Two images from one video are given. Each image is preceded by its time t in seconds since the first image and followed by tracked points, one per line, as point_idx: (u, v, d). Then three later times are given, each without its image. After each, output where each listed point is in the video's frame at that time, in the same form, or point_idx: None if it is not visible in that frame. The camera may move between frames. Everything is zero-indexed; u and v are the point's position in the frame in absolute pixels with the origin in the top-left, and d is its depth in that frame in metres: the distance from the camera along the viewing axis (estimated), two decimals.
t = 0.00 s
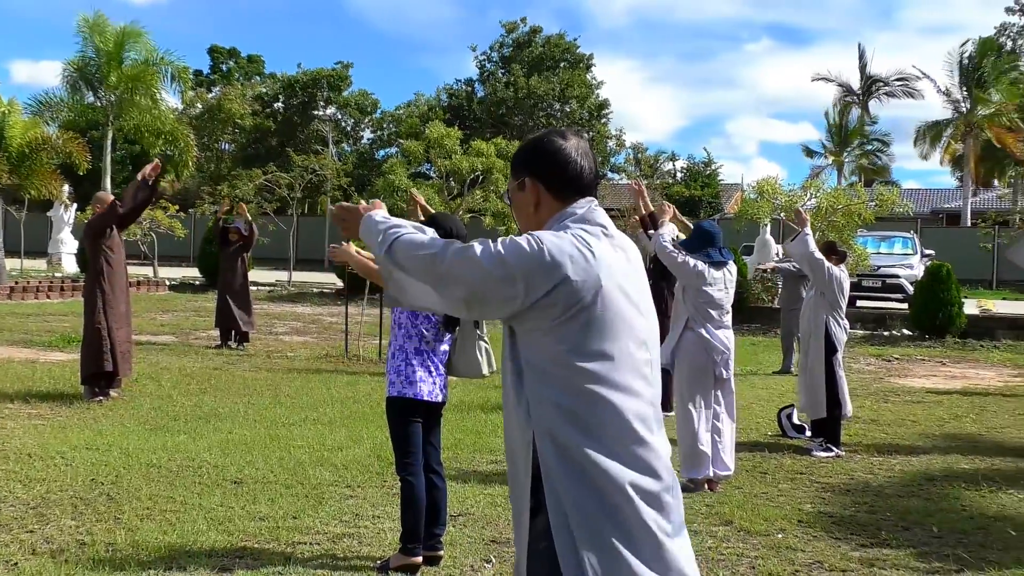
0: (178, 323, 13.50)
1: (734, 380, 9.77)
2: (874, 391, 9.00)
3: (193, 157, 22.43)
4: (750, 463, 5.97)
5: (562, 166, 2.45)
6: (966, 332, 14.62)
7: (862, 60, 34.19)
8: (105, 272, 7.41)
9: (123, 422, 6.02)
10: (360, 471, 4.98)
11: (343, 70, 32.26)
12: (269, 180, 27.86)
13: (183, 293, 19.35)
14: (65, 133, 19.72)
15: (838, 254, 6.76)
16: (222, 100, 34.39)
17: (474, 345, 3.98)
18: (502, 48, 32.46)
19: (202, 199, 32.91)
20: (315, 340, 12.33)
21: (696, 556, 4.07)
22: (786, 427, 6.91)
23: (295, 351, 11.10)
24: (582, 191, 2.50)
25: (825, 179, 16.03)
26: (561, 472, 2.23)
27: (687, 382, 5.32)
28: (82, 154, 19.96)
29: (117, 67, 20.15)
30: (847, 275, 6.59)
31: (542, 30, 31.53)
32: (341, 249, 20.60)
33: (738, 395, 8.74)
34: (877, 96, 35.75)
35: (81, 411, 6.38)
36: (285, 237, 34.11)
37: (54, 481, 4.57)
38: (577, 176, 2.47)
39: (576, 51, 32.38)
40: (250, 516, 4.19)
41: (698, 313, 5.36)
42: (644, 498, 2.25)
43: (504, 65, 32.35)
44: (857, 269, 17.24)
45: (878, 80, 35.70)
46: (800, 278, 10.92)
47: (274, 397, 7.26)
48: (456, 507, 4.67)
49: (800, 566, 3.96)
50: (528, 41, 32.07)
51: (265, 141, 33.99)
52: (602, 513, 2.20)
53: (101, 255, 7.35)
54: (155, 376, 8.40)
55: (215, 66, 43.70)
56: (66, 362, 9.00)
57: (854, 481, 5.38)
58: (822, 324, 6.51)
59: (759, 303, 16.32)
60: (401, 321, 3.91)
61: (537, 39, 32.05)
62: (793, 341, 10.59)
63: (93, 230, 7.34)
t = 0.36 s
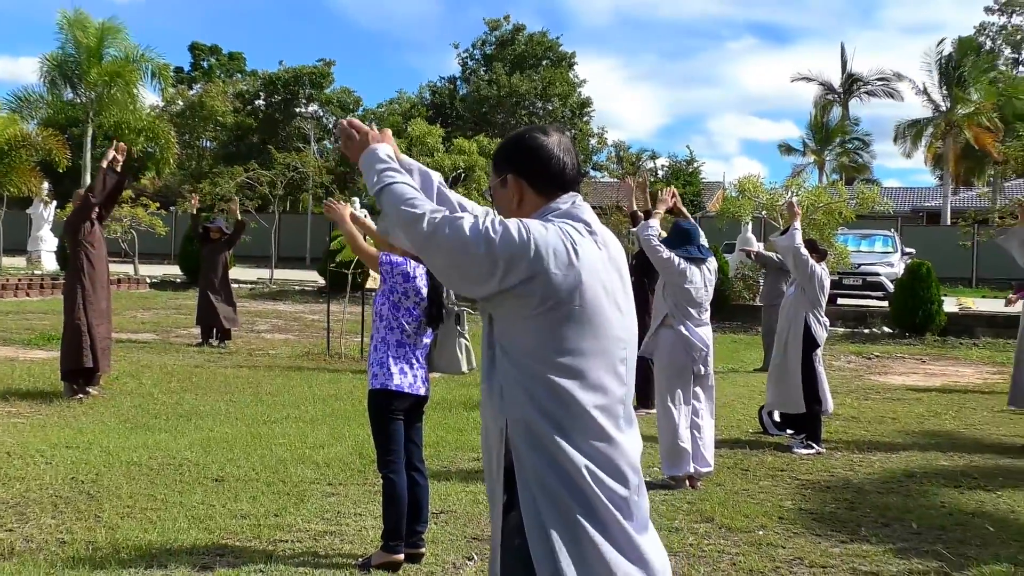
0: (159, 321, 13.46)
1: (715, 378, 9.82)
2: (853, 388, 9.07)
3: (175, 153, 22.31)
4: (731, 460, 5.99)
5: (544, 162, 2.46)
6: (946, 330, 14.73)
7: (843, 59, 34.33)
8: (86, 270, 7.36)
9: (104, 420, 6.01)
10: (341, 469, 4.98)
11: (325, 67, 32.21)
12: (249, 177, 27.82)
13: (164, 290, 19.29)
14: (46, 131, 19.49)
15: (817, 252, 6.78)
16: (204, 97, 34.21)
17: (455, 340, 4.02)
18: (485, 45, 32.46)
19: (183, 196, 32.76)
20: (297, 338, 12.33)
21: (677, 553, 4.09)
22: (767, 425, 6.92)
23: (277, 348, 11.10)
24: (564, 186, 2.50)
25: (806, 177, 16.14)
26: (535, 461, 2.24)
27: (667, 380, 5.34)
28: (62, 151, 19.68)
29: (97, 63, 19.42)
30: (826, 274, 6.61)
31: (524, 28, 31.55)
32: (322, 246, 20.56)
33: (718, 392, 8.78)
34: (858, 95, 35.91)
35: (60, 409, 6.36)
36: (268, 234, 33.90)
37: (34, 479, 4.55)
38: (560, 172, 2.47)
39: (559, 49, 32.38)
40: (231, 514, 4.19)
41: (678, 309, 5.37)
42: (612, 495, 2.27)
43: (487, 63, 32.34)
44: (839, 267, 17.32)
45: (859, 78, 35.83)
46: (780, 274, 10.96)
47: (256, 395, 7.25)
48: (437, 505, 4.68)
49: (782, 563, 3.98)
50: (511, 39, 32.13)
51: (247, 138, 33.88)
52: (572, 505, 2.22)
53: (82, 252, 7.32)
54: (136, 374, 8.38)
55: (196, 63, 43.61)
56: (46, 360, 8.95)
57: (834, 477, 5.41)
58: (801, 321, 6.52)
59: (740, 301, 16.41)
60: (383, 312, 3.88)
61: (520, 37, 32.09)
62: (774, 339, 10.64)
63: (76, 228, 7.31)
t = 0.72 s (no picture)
0: (138, 312, 13.40)
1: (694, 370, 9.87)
2: (831, 380, 9.13)
3: (154, 144, 22.16)
4: (710, 452, 6.02)
5: (521, 151, 2.46)
6: (925, 323, 14.83)
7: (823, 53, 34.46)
8: (64, 259, 7.32)
9: (82, 411, 5.99)
10: (320, 461, 4.98)
11: (306, 58, 32.14)
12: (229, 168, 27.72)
13: (143, 281, 19.20)
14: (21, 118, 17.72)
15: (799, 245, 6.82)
16: (185, 88, 34.01)
17: (434, 332, 3.99)
18: (467, 37, 32.43)
19: (162, 187, 32.58)
20: (277, 329, 12.31)
21: (655, 544, 4.11)
22: (746, 417, 6.94)
23: (257, 340, 11.07)
24: (541, 175, 2.51)
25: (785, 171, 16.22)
26: (504, 444, 2.26)
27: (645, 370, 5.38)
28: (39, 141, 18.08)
29: (75, 53, 19.15)
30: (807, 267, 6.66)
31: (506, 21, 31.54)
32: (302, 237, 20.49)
33: (699, 384, 8.83)
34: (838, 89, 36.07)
35: (37, 400, 6.32)
36: (248, 225, 33.72)
37: (10, 471, 4.53)
38: (537, 160, 2.47)
39: (541, 41, 32.39)
40: (210, 506, 4.19)
41: (656, 301, 5.41)
42: (576, 485, 2.29)
43: (470, 54, 32.30)
44: (818, 260, 17.40)
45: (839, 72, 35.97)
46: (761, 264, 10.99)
47: (235, 386, 7.24)
48: (417, 496, 4.69)
49: (759, 554, 4.01)
50: (493, 31, 32.11)
51: (226, 129, 33.75)
52: (537, 492, 2.24)
53: (60, 241, 7.29)
54: (115, 365, 8.35)
55: (175, 53, 43.40)
56: (23, 352, 8.90)
57: (812, 469, 5.45)
58: (781, 313, 6.56)
59: (720, 293, 16.48)
60: (362, 300, 3.87)
61: (502, 29, 32.11)
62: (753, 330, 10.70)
63: (55, 218, 7.27)
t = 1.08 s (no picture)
0: (113, 303, 13.31)
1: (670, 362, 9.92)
2: (806, 372, 9.20)
3: (129, 134, 21.91)
4: (686, 443, 6.06)
5: (493, 144, 2.45)
6: (900, 315, 14.96)
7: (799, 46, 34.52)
8: (37, 250, 7.28)
9: (55, 403, 5.94)
10: (297, 452, 4.98)
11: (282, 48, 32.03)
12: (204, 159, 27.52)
13: (117, 272, 19.05)
14: None
15: (776, 237, 6.83)
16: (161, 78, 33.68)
17: (409, 324, 3.96)
18: (445, 28, 32.33)
19: (138, 178, 32.30)
20: (254, 321, 12.27)
21: (631, 535, 4.14)
22: (722, 409, 7.01)
23: (233, 331, 11.03)
24: (515, 168, 2.50)
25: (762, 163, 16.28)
26: (476, 433, 2.26)
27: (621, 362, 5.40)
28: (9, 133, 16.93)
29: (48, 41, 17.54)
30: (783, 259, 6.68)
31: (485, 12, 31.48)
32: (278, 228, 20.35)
33: (675, 376, 8.88)
34: (815, 82, 36.18)
35: (8, 392, 6.26)
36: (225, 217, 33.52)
37: None
38: (510, 152, 2.47)
39: (519, 33, 32.32)
40: (186, 497, 4.17)
41: (632, 293, 5.43)
42: (544, 477, 2.30)
43: (449, 45, 32.20)
44: (794, 252, 17.50)
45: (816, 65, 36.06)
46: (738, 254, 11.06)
47: (211, 378, 7.21)
48: (393, 488, 4.70)
49: (734, 544, 4.04)
50: (471, 22, 32.04)
51: (202, 120, 33.52)
52: (507, 480, 2.25)
53: (34, 231, 7.24)
54: (89, 357, 8.28)
55: (150, 43, 43.08)
56: None
57: (787, 460, 5.50)
58: (758, 305, 6.58)
59: (696, 285, 16.55)
60: (338, 289, 3.87)
61: (480, 21, 32.05)
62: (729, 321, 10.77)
63: (29, 208, 7.23)
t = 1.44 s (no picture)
0: (91, 295, 13.22)
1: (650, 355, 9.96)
2: (785, 365, 9.26)
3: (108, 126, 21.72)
4: (666, 436, 6.08)
5: (472, 138, 2.44)
6: (879, 309, 15.06)
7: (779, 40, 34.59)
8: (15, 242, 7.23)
9: (32, 395, 5.90)
10: (276, 445, 4.97)
11: (262, 40, 31.97)
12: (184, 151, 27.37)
13: (96, 264, 18.92)
14: None
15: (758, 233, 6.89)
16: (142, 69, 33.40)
17: (384, 319, 3.95)
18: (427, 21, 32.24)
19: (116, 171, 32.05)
20: (233, 313, 12.23)
21: (610, 527, 4.15)
22: (702, 402, 7.07)
23: (212, 324, 10.99)
24: (495, 162, 2.50)
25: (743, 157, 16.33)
26: (452, 424, 2.26)
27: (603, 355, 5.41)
28: None
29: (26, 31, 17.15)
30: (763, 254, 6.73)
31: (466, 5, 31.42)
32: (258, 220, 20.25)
33: (655, 369, 8.92)
34: (796, 76, 36.27)
35: None
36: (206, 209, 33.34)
37: None
38: (488, 146, 2.46)
39: (500, 26, 32.30)
40: (164, 490, 4.17)
41: (612, 286, 5.44)
42: (518, 471, 2.31)
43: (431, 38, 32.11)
44: (774, 246, 17.58)
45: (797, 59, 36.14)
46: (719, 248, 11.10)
47: (189, 370, 7.19)
48: (372, 482, 4.71)
49: (714, 537, 4.06)
50: (453, 15, 31.97)
51: (181, 112, 33.32)
52: (480, 473, 2.26)
53: (11, 222, 7.19)
54: (67, 350, 8.23)
55: (129, 34, 42.73)
56: None
57: (765, 453, 5.53)
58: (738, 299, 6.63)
59: (677, 279, 16.60)
60: (318, 281, 3.87)
61: (462, 13, 32.01)
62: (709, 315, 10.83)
63: (6, 200, 7.18)
